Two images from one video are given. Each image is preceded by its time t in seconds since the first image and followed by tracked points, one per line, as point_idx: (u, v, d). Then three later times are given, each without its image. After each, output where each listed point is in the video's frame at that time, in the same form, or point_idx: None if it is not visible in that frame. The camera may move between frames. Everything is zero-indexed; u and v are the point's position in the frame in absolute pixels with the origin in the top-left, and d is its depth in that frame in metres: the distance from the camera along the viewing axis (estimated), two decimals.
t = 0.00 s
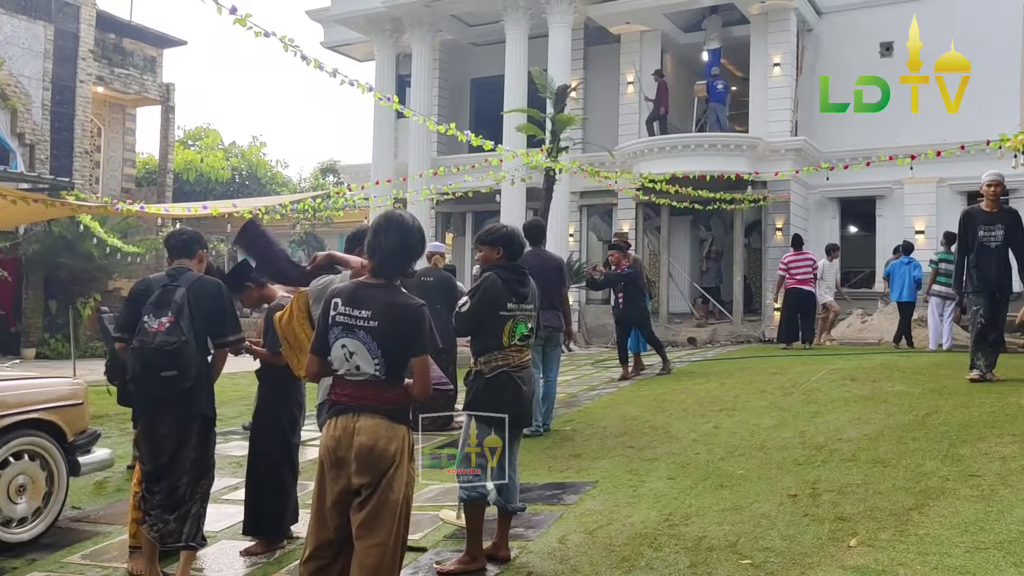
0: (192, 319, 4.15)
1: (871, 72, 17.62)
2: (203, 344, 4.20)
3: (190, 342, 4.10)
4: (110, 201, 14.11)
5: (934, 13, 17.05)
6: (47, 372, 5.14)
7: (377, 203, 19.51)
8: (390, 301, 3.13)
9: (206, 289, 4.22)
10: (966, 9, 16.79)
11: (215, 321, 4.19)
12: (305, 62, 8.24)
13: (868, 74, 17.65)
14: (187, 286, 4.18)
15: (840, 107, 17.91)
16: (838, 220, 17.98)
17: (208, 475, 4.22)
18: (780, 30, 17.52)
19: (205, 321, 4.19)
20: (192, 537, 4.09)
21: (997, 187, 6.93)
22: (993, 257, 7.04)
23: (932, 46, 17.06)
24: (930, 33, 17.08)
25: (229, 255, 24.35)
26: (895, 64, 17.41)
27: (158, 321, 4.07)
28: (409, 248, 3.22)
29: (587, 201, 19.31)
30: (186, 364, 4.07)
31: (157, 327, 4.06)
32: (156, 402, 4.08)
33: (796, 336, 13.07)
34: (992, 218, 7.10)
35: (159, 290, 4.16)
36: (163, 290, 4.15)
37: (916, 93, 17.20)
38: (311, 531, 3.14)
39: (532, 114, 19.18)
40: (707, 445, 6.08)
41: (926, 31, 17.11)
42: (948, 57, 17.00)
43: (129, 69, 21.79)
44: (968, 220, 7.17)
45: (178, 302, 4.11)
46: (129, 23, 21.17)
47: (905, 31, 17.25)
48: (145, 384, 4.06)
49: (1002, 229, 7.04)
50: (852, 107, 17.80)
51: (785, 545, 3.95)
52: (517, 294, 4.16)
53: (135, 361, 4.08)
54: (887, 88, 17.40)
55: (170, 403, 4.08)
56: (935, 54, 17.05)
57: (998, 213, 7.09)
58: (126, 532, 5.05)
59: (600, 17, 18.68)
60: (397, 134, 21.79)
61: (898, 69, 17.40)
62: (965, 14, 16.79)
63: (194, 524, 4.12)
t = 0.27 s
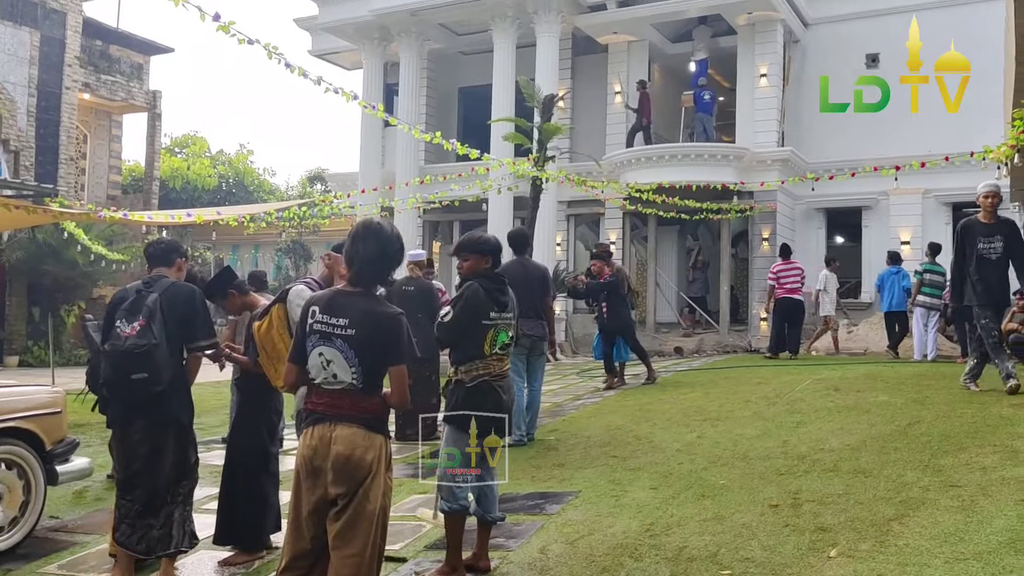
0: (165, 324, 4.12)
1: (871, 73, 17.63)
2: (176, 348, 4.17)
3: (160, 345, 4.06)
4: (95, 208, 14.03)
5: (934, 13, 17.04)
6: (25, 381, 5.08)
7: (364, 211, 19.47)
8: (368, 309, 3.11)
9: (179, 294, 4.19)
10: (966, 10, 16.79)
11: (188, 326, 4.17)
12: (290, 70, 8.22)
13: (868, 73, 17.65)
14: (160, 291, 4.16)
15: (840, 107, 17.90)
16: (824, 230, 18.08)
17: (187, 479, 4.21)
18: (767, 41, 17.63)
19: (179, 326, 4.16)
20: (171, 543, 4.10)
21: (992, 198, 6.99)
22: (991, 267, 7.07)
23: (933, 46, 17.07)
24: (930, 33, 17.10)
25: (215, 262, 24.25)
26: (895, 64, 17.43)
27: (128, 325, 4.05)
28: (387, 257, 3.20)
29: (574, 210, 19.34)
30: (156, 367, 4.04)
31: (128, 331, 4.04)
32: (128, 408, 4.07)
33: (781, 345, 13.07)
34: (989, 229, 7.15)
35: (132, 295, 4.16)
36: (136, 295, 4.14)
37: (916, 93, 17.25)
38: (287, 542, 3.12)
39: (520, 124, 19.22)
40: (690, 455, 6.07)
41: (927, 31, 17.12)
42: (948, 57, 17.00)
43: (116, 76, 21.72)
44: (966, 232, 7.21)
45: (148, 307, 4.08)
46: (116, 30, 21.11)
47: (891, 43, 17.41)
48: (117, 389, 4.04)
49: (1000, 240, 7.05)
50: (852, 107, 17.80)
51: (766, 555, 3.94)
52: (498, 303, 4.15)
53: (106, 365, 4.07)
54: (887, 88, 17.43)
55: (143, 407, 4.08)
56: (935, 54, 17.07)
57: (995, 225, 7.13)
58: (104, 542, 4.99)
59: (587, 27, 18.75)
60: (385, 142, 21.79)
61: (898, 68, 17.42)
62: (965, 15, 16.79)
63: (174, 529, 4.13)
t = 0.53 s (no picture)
0: (157, 331, 4.18)
1: (870, 72, 17.64)
2: (167, 356, 4.22)
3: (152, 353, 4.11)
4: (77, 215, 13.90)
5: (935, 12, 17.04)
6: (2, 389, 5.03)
7: (350, 219, 19.41)
8: (347, 317, 3.10)
9: (173, 304, 4.26)
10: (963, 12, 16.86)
11: (179, 336, 4.23)
12: (274, 77, 8.20)
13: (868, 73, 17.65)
14: (154, 299, 4.22)
15: (840, 107, 17.88)
16: (807, 240, 18.20)
17: (168, 489, 4.18)
18: (751, 53, 17.77)
19: (170, 334, 4.23)
20: (151, 554, 4.05)
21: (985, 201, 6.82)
22: (991, 274, 6.81)
23: (932, 47, 17.11)
24: (929, 34, 17.16)
25: (199, 270, 24.10)
26: (894, 63, 17.44)
27: (122, 330, 4.09)
28: (367, 264, 3.19)
29: (560, 219, 19.37)
30: (147, 373, 4.07)
31: (121, 336, 4.08)
32: (116, 411, 4.07)
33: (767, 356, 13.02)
34: (986, 235, 6.90)
35: (125, 301, 4.20)
36: (129, 301, 4.19)
37: (916, 93, 17.29)
38: (265, 552, 3.10)
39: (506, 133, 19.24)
40: (673, 464, 6.08)
41: (926, 31, 17.16)
42: (948, 57, 17.03)
43: (100, 82, 21.60)
44: (961, 239, 6.94)
45: (143, 313, 4.13)
46: (100, 36, 20.99)
47: (874, 55, 17.58)
48: (106, 392, 4.04)
49: (998, 246, 6.80)
50: (852, 107, 17.79)
51: (746, 565, 3.95)
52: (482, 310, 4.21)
53: (94, 368, 4.08)
54: (887, 87, 17.44)
55: (129, 412, 4.07)
56: (935, 54, 17.09)
57: (991, 229, 6.89)
58: (81, 551, 4.94)
59: (573, 38, 18.82)
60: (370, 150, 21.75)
61: (898, 68, 17.43)
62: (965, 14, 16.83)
63: (154, 540, 4.08)
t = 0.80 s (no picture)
0: (159, 340, 4.25)
1: (871, 72, 17.66)
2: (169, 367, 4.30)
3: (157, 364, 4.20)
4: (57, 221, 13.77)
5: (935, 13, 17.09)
6: None
7: (334, 227, 19.36)
8: (330, 326, 3.08)
9: (175, 315, 4.35)
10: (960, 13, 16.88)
11: (179, 348, 4.32)
12: (259, 84, 8.17)
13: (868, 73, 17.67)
14: (158, 309, 4.31)
15: (840, 107, 17.94)
16: (790, 251, 18.31)
17: (155, 499, 4.19)
18: (735, 64, 17.88)
19: (170, 345, 4.30)
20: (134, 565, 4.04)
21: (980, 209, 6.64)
22: (982, 287, 6.64)
23: (932, 47, 17.14)
24: (928, 34, 17.18)
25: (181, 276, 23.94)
26: (896, 63, 17.49)
27: (128, 337, 4.15)
28: (350, 273, 3.19)
29: (545, 228, 19.39)
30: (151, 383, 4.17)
31: (127, 344, 4.14)
32: (115, 417, 4.09)
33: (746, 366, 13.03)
34: (976, 245, 6.69)
35: (128, 309, 4.26)
36: (133, 309, 4.24)
37: (917, 93, 17.38)
38: (245, 563, 3.08)
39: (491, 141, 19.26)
40: (656, 474, 6.09)
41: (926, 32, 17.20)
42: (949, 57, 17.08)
43: (83, 87, 21.47)
44: (953, 248, 6.68)
45: (150, 323, 4.22)
46: (83, 41, 20.87)
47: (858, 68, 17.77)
48: (108, 398, 4.09)
49: (989, 256, 6.60)
50: (852, 107, 17.88)
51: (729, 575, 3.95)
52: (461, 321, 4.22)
53: (98, 373, 4.13)
54: (887, 88, 17.55)
55: (129, 420, 4.11)
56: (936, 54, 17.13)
57: (983, 238, 6.68)
58: (59, 562, 4.88)
59: (559, 47, 18.88)
60: (355, 158, 21.70)
61: (897, 68, 17.51)
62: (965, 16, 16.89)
63: (138, 551, 4.08)
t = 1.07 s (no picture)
0: (159, 345, 4.22)
1: (871, 73, 17.67)
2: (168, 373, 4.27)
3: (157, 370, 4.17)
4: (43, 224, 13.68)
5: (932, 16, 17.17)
6: None
7: (322, 231, 19.32)
8: (316, 332, 3.08)
9: (174, 321, 4.32)
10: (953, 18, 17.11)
11: (177, 354, 4.29)
12: (246, 88, 8.15)
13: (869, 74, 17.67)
14: (158, 315, 4.26)
15: (840, 107, 17.90)
16: (778, 256, 18.40)
17: (144, 504, 4.16)
18: (723, 70, 17.97)
19: (167, 350, 4.27)
20: (119, 569, 4.01)
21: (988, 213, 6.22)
22: (985, 293, 6.29)
23: (932, 48, 17.22)
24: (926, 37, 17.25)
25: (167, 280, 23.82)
26: (894, 64, 17.50)
27: (129, 343, 4.10)
28: (337, 278, 3.19)
29: (534, 233, 19.40)
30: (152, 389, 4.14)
31: (128, 349, 4.09)
32: (113, 421, 4.06)
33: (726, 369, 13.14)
34: (979, 248, 6.30)
35: (128, 313, 4.20)
36: (131, 314, 4.19)
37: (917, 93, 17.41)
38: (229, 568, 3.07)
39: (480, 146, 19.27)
40: (643, 479, 6.10)
41: (926, 33, 17.23)
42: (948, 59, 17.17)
43: (69, 90, 21.35)
44: (956, 250, 6.30)
45: (151, 329, 4.18)
46: (70, 43, 20.75)
47: (846, 75, 17.88)
48: (108, 403, 4.04)
49: (993, 261, 6.23)
50: (852, 107, 17.83)
51: None
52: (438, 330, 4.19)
53: (100, 378, 4.07)
54: (887, 88, 17.51)
55: (127, 426, 4.08)
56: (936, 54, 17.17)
57: (986, 242, 6.30)
58: (42, 568, 4.84)
59: (548, 53, 18.93)
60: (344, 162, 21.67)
61: (897, 69, 17.50)
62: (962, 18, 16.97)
63: (124, 556, 4.05)
